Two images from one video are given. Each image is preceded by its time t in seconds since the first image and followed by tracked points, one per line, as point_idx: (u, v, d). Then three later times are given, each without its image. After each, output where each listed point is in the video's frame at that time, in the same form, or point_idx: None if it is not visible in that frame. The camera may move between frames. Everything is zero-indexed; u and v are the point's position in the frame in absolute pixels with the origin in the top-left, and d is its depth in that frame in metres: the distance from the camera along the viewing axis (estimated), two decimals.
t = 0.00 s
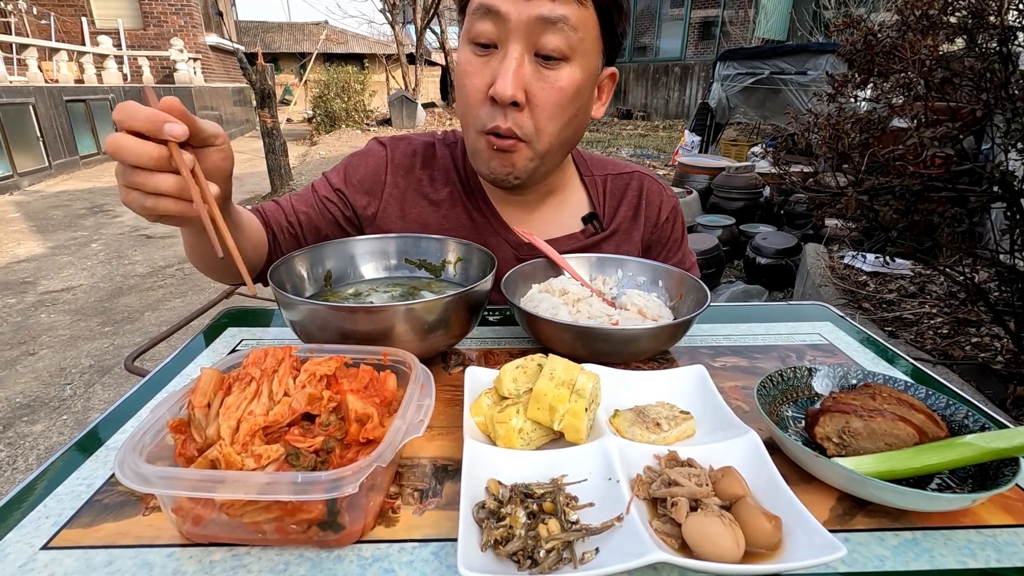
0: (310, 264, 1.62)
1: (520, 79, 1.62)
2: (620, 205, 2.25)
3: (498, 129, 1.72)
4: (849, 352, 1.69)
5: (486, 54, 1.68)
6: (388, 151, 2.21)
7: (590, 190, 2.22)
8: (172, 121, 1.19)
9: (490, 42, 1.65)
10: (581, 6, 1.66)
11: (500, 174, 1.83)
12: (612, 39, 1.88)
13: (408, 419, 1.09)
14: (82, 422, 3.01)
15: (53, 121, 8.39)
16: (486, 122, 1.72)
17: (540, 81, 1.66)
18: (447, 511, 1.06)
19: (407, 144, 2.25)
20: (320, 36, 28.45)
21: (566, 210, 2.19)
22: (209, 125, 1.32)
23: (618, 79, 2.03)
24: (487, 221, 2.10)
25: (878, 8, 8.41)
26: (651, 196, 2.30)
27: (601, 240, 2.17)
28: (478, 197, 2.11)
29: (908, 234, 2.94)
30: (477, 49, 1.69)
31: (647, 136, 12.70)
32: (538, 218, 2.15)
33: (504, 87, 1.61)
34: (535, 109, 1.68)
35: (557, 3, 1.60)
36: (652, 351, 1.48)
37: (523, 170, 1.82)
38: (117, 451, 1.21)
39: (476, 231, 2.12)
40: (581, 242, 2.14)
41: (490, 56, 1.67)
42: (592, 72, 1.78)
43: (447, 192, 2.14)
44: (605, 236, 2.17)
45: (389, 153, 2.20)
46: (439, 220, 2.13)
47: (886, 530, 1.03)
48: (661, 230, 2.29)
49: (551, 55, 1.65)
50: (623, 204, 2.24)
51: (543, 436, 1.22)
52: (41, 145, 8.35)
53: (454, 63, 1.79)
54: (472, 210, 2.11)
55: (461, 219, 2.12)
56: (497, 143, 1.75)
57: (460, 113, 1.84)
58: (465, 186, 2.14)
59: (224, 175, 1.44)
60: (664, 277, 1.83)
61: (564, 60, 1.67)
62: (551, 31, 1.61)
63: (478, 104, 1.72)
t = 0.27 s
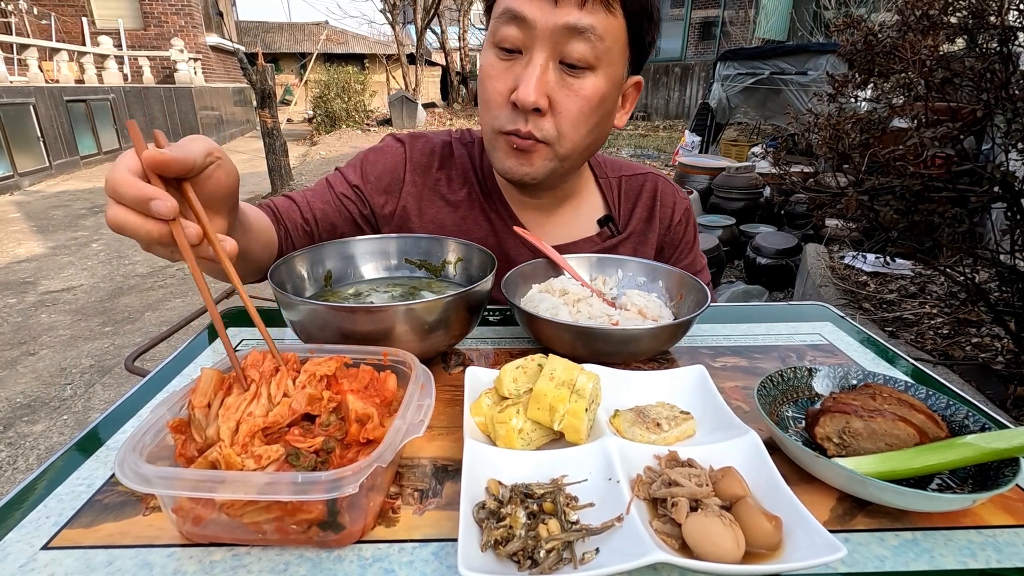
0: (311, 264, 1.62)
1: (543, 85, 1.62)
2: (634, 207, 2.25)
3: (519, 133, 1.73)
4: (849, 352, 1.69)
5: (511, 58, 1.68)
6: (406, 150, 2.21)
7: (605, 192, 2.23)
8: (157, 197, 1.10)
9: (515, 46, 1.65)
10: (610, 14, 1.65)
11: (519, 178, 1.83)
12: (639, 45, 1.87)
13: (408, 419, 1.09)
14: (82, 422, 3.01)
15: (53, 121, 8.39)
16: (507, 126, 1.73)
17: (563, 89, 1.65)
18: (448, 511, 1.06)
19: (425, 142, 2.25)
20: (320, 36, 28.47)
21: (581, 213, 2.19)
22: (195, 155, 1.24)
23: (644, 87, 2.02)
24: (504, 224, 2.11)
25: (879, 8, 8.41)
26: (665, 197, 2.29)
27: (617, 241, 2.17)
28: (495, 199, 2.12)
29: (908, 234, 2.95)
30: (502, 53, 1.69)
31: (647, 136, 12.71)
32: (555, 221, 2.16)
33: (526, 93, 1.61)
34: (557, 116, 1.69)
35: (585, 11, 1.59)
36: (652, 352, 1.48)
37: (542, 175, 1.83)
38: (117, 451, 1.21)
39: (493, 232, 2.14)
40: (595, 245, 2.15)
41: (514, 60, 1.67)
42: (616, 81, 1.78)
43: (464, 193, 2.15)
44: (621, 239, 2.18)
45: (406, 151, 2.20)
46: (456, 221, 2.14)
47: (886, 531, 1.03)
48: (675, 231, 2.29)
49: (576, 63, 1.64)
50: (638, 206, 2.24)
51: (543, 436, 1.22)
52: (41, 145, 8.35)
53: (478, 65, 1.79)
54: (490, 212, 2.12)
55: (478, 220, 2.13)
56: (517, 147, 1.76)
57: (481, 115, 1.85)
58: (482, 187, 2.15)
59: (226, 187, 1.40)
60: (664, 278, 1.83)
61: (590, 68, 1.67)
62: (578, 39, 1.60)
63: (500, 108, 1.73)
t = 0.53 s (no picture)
0: (311, 264, 1.62)
1: (559, 87, 1.62)
2: (641, 208, 2.25)
3: (533, 136, 1.73)
4: (849, 352, 1.69)
5: (527, 60, 1.68)
6: (414, 150, 2.21)
7: (612, 192, 2.23)
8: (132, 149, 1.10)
9: (532, 48, 1.65)
10: (626, 18, 1.66)
11: (530, 180, 1.83)
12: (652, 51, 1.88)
13: (408, 419, 1.09)
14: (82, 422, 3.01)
15: (53, 121, 8.39)
16: (522, 128, 1.73)
17: (580, 92, 1.65)
18: (448, 511, 1.06)
19: (433, 142, 2.25)
20: (320, 36, 28.48)
21: (591, 214, 2.19)
22: (173, 137, 1.21)
23: (657, 91, 2.03)
24: (511, 226, 2.12)
25: (879, 8, 8.39)
26: (672, 197, 2.30)
27: (624, 243, 2.18)
28: (503, 201, 2.12)
29: (908, 234, 2.95)
30: (519, 54, 1.69)
31: (647, 136, 12.70)
32: (565, 223, 2.16)
33: (543, 95, 1.60)
34: (572, 119, 1.68)
35: (603, 15, 1.59)
36: (652, 351, 1.48)
37: (554, 179, 1.82)
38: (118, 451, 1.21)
39: (501, 234, 2.13)
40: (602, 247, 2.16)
41: (530, 62, 1.67)
42: (631, 85, 1.78)
43: (472, 195, 2.15)
44: (629, 240, 2.18)
45: (415, 152, 2.20)
46: (464, 222, 2.14)
47: (886, 531, 1.03)
48: (681, 233, 2.29)
49: (593, 66, 1.64)
50: (644, 206, 2.25)
51: (543, 436, 1.22)
52: (42, 145, 8.35)
53: (493, 65, 1.79)
54: (498, 213, 2.12)
55: (487, 221, 2.13)
56: (530, 149, 1.76)
57: (495, 116, 1.85)
58: (490, 188, 2.15)
59: (211, 177, 1.35)
60: (664, 277, 1.83)
61: (606, 71, 1.67)
62: (595, 42, 1.60)
63: (515, 109, 1.72)
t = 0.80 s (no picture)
0: (311, 264, 1.62)
1: (562, 87, 1.62)
2: (642, 208, 2.25)
3: (535, 135, 1.72)
4: (848, 352, 1.69)
5: (530, 60, 1.68)
6: (416, 148, 2.21)
7: (612, 192, 2.23)
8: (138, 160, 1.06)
9: (535, 48, 1.65)
10: (629, 18, 1.66)
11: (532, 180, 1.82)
12: (655, 52, 1.88)
13: (408, 419, 1.09)
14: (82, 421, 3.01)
15: (53, 121, 8.39)
16: (524, 127, 1.73)
17: (582, 91, 1.65)
18: (448, 511, 1.06)
19: (435, 141, 2.25)
20: (319, 36, 28.48)
21: (591, 214, 2.19)
22: (189, 130, 1.18)
23: (658, 92, 2.03)
24: (513, 225, 2.12)
25: (880, 8, 8.39)
26: (671, 198, 2.30)
27: (624, 243, 2.18)
28: (505, 200, 2.12)
29: (907, 234, 2.95)
30: (521, 54, 1.69)
31: (646, 136, 12.71)
32: (566, 222, 2.16)
33: (545, 94, 1.60)
34: (574, 119, 1.68)
35: (606, 15, 1.59)
36: (652, 351, 1.48)
37: (556, 179, 1.82)
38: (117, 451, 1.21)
39: (502, 233, 2.14)
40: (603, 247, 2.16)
41: (532, 62, 1.67)
42: (633, 86, 1.78)
43: (474, 194, 2.15)
44: (629, 240, 2.18)
45: (417, 150, 2.20)
46: (466, 221, 2.14)
47: (886, 530, 1.03)
48: (681, 233, 2.29)
49: (595, 66, 1.64)
50: (644, 206, 2.24)
51: (543, 436, 1.22)
52: (41, 145, 8.34)
53: (495, 65, 1.79)
54: (500, 213, 2.12)
55: (488, 221, 2.14)
56: (531, 148, 1.75)
57: (496, 116, 1.85)
58: (492, 188, 2.15)
59: (220, 167, 1.34)
60: (664, 277, 1.83)
61: (609, 71, 1.67)
62: (598, 41, 1.60)
63: (518, 109, 1.72)
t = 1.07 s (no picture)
0: (310, 264, 1.62)
1: (561, 86, 1.62)
2: (642, 208, 2.25)
3: (535, 135, 1.73)
4: (848, 351, 1.69)
5: (528, 59, 1.68)
6: (416, 148, 2.20)
7: (612, 192, 2.23)
8: (151, 167, 1.09)
9: (534, 47, 1.65)
10: (627, 17, 1.66)
11: (531, 179, 1.83)
12: (654, 50, 1.88)
13: (407, 418, 1.09)
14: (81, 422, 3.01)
15: (52, 120, 8.38)
16: (522, 126, 1.73)
17: (581, 91, 1.65)
18: (448, 511, 1.06)
19: (435, 141, 2.24)
20: (318, 36, 28.47)
21: (591, 214, 2.19)
22: (194, 150, 1.19)
23: (657, 90, 2.03)
24: (513, 226, 2.12)
25: (879, 8, 8.39)
26: (671, 197, 2.30)
27: (624, 243, 2.18)
28: (505, 201, 2.12)
29: (907, 234, 2.95)
30: (520, 53, 1.69)
31: (645, 136, 12.72)
32: (565, 222, 2.16)
33: (544, 94, 1.61)
34: (573, 118, 1.68)
35: (604, 13, 1.59)
36: (652, 351, 1.48)
37: (555, 178, 1.82)
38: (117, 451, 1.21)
39: (503, 234, 2.14)
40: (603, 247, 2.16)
41: (530, 61, 1.67)
42: (632, 84, 1.78)
43: (474, 194, 2.15)
44: (629, 240, 2.19)
45: (417, 150, 2.20)
46: (466, 222, 2.14)
47: (885, 530, 1.04)
48: (681, 232, 2.29)
49: (594, 65, 1.64)
50: (644, 206, 2.25)
51: (543, 435, 1.22)
52: (40, 145, 8.33)
53: (494, 64, 1.79)
54: (500, 213, 2.13)
55: (489, 221, 2.14)
56: (530, 147, 1.76)
57: (495, 115, 1.85)
58: (492, 188, 2.15)
59: (223, 186, 1.34)
60: (664, 277, 1.83)
61: (608, 70, 1.67)
62: (596, 40, 1.60)
63: (516, 108, 1.73)
